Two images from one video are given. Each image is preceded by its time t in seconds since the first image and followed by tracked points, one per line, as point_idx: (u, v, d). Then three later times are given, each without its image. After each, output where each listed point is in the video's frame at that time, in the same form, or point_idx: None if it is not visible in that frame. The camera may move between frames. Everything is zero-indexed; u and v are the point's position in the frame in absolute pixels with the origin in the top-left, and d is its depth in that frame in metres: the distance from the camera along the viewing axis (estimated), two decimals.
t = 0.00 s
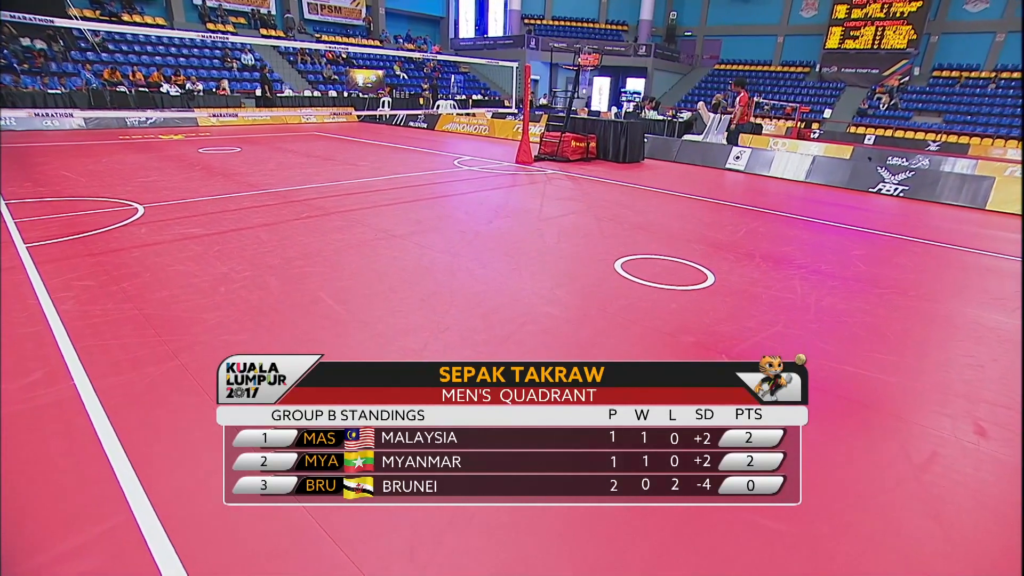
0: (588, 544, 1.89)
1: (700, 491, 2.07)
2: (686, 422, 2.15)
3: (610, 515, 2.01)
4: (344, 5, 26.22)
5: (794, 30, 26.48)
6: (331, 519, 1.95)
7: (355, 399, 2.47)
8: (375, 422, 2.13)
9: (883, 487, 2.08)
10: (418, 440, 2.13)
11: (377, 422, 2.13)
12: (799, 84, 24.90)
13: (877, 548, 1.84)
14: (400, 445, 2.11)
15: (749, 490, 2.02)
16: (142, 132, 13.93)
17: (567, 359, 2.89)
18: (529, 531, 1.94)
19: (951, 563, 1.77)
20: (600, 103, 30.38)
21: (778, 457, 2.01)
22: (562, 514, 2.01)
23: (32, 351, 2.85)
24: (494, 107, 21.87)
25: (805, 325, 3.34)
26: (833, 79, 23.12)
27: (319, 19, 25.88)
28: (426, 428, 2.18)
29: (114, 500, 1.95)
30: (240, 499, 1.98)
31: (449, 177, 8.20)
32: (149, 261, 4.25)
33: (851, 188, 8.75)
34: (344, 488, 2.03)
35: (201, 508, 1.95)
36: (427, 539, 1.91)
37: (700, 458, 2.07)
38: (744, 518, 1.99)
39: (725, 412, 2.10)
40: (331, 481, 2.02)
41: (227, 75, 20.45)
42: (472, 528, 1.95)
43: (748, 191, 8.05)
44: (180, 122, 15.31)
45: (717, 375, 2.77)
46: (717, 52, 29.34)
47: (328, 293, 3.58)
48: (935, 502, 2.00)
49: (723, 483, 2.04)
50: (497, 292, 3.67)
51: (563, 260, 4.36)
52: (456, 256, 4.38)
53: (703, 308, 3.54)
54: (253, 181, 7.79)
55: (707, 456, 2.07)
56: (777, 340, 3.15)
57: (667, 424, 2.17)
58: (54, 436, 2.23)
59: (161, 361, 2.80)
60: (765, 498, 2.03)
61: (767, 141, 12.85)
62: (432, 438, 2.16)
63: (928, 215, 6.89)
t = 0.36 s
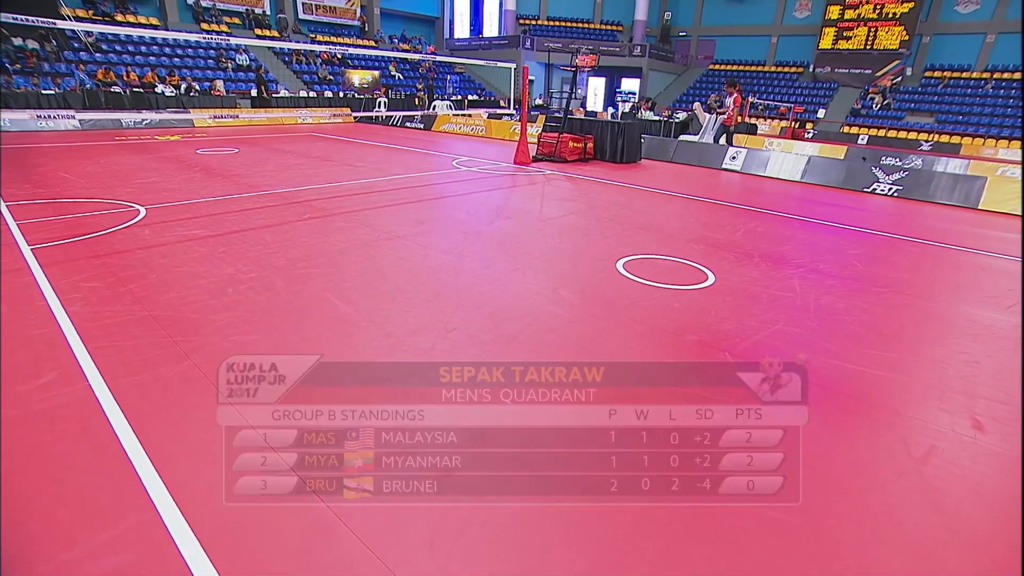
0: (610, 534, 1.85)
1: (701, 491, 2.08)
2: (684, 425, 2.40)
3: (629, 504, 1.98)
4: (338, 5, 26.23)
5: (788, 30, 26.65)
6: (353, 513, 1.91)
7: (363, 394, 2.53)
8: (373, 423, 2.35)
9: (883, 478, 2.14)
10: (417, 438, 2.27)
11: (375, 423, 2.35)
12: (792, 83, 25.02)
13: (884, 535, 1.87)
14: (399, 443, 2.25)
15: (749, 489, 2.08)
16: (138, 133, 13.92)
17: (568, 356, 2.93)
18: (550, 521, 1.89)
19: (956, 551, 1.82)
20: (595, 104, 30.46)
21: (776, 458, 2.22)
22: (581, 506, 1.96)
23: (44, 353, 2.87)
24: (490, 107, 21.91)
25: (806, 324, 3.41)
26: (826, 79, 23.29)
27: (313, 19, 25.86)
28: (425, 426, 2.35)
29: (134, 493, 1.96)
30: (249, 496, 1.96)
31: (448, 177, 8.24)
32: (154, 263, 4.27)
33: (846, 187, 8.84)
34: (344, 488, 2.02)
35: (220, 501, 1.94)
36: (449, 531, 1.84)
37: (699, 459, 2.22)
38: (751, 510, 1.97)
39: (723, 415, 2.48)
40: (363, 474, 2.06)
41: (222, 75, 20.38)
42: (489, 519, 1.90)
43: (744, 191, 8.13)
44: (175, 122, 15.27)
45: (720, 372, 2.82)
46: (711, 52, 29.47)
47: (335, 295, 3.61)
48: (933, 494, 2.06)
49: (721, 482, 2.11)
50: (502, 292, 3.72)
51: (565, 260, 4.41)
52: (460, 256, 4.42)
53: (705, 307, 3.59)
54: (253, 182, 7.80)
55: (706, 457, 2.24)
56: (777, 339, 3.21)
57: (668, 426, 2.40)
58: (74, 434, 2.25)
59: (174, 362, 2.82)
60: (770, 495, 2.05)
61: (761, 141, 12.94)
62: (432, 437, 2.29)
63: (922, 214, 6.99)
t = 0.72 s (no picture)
0: (624, 528, 1.90)
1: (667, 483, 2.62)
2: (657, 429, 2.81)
3: (640, 499, 2.02)
4: (335, 6, 26.23)
5: (784, 31, 26.75)
6: (374, 509, 1.94)
7: (374, 392, 2.58)
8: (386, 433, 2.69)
9: (883, 473, 2.20)
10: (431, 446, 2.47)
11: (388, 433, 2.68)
12: (788, 84, 25.12)
13: (885, 528, 1.93)
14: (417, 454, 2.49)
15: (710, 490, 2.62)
16: (136, 133, 13.91)
17: (574, 355, 2.99)
18: (565, 517, 1.93)
19: (955, 544, 1.88)
20: (592, 104, 30.51)
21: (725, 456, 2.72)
22: (595, 501, 2.00)
23: (58, 355, 2.90)
24: (487, 108, 21.95)
25: (806, 324, 3.47)
26: (822, 80, 23.41)
27: (311, 20, 25.84)
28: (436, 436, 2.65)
29: (158, 493, 2.01)
30: (274, 495, 2.00)
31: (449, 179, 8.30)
32: (161, 265, 4.31)
33: (843, 188, 8.94)
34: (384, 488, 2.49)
35: (240, 499, 1.98)
36: (466, 529, 1.87)
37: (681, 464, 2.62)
38: (756, 505, 2.02)
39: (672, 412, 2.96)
40: (382, 472, 2.11)
41: (219, 75, 20.32)
42: (505, 515, 1.93)
43: (742, 192, 8.21)
44: (173, 123, 15.26)
45: (723, 371, 2.88)
46: (708, 52, 29.54)
47: (344, 296, 3.66)
48: (932, 488, 2.13)
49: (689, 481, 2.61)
50: (507, 292, 3.79)
51: (569, 261, 4.47)
52: (465, 258, 4.48)
53: (708, 308, 3.65)
54: (255, 183, 7.84)
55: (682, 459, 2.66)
56: (778, 338, 3.27)
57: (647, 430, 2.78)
58: (94, 434, 2.30)
59: (188, 363, 2.86)
60: (778, 489, 2.10)
61: (758, 141, 12.98)
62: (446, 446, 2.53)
63: (918, 215, 7.07)
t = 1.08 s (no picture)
0: (635, 525, 1.96)
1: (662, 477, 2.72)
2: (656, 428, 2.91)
3: (650, 497, 2.08)
4: (333, 6, 26.22)
5: (781, 31, 26.86)
6: (392, 508, 2.00)
7: (385, 393, 2.64)
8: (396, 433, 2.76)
9: (885, 471, 2.27)
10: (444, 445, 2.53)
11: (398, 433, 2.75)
12: (785, 84, 25.22)
13: (887, 524, 2.00)
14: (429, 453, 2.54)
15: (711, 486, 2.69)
16: (135, 135, 13.94)
17: (581, 356, 3.05)
18: (577, 515, 1.99)
19: (955, 539, 1.94)
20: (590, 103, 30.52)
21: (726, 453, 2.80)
22: (606, 499, 2.06)
23: (73, 358, 2.95)
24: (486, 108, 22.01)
25: (807, 325, 3.54)
26: (819, 80, 23.50)
27: (308, 20, 25.85)
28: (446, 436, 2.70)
29: (180, 494, 2.06)
30: (294, 495, 2.06)
31: (450, 180, 8.35)
32: (169, 267, 4.35)
33: (840, 189, 9.02)
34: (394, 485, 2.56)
35: (261, 500, 2.03)
36: (483, 527, 1.94)
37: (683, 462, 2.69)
38: (763, 502, 2.08)
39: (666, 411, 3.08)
40: (399, 471, 2.16)
41: (218, 76, 20.32)
42: (520, 513, 1.99)
43: (741, 193, 8.29)
44: (172, 124, 15.27)
45: (727, 372, 2.94)
46: (705, 52, 29.63)
47: (352, 299, 3.71)
48: (933, 485, 2.19)
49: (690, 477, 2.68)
50: (512, 294, 3.84)
51: (572, 263, 4.53)
52: (470, 260, 4.53)
53: (710, 309, 3.72)
54: (258, 185, 7.89)
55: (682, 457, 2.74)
56: (780, 339, 3.34)
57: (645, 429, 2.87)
58: (114, 436, 2.35)
59: (203, 365, 2.91)
60: (784, 487, 2.16)
61: (755, 142, 12.99)
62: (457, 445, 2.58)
63: (915, 216, 7.15)
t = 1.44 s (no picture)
0: (644, 523, 2.02)
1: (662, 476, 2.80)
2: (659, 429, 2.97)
3: (658, 496, 2.14)
4: (331, 6, 26.21)
5: (778, 32, 26.98)
6: (408, 509, 2.05)
7: (396, 394, 2.70)
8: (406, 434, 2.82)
9: (885, 469, 2.33)
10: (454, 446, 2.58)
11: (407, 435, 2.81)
12: (783, 84, 25.28)
13: (888, 522, 2.06)
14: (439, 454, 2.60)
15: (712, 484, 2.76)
16: (135, 137, 13.95)
17: (584, 357, 3.10)
18: (586, 514, 2.05)
19: (953, 536, 2.01)
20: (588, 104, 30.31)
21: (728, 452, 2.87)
22: (615, 498, 2.12)
23: (88, 362, 2.99)
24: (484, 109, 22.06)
25: (807, 326, 3.60)
26: (817, 81, 23.41)
27: (306, 21, 25.84)
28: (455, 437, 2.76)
29: (201, 495, 2.11)
30: (310, 497, 2.11)
31: (451, 182, 8.39)
32: (177, 270, 4.40)
33: (838, 190, 9.10)
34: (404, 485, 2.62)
35: (280, 502, 2.08)
36: (496, 525, 1.99)
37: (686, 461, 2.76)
38: (769, 501, 2.14)
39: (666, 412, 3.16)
40: (413, 473, 2.21)
41: (216, 76, 20.32)
42: (533, 513, 2.05)
43: (740, 194, 8.36)
44: (171, 126, 15.27)
45: (730, 374, 3.00)
46: (703, 53, 29.77)
47: (359, 302, 3.76)
48: (930, 483, 2.26)
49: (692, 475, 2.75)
50: (517, 297, 3.89)
51: (575, 266, 4.58)
52: (474, 263, 4.58)
53: (712, 312, 3.77)
54: (260, 187, 7.93)
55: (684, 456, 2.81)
56: (781, 341, 3.40)
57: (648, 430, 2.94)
58: (134, 439, 2.40)
59: (215, 369, 2.96)
60: (789, 488, 2.21)
61: (753, 143, 13.00)
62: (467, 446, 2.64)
63: (912, 217, 7.22)
